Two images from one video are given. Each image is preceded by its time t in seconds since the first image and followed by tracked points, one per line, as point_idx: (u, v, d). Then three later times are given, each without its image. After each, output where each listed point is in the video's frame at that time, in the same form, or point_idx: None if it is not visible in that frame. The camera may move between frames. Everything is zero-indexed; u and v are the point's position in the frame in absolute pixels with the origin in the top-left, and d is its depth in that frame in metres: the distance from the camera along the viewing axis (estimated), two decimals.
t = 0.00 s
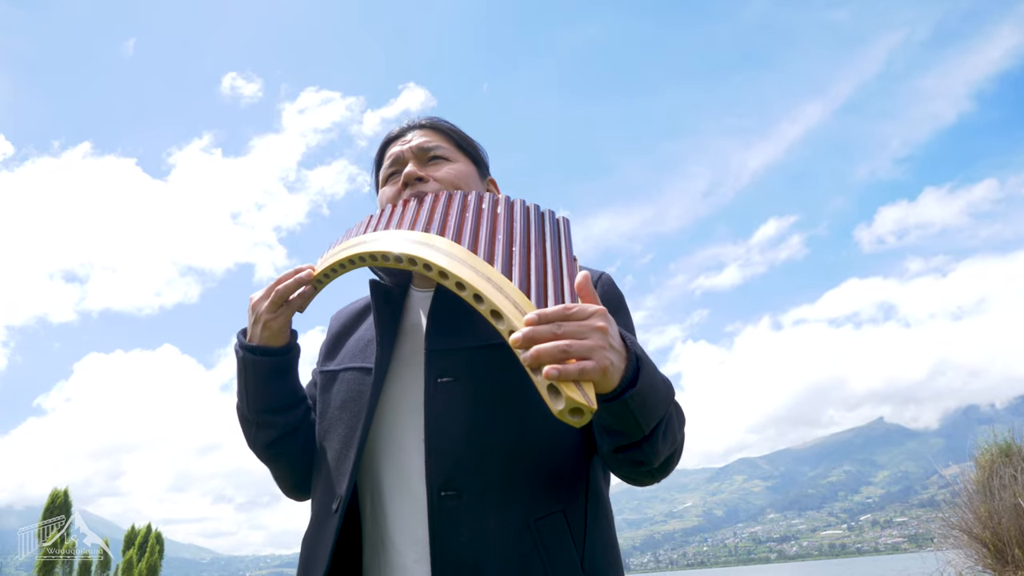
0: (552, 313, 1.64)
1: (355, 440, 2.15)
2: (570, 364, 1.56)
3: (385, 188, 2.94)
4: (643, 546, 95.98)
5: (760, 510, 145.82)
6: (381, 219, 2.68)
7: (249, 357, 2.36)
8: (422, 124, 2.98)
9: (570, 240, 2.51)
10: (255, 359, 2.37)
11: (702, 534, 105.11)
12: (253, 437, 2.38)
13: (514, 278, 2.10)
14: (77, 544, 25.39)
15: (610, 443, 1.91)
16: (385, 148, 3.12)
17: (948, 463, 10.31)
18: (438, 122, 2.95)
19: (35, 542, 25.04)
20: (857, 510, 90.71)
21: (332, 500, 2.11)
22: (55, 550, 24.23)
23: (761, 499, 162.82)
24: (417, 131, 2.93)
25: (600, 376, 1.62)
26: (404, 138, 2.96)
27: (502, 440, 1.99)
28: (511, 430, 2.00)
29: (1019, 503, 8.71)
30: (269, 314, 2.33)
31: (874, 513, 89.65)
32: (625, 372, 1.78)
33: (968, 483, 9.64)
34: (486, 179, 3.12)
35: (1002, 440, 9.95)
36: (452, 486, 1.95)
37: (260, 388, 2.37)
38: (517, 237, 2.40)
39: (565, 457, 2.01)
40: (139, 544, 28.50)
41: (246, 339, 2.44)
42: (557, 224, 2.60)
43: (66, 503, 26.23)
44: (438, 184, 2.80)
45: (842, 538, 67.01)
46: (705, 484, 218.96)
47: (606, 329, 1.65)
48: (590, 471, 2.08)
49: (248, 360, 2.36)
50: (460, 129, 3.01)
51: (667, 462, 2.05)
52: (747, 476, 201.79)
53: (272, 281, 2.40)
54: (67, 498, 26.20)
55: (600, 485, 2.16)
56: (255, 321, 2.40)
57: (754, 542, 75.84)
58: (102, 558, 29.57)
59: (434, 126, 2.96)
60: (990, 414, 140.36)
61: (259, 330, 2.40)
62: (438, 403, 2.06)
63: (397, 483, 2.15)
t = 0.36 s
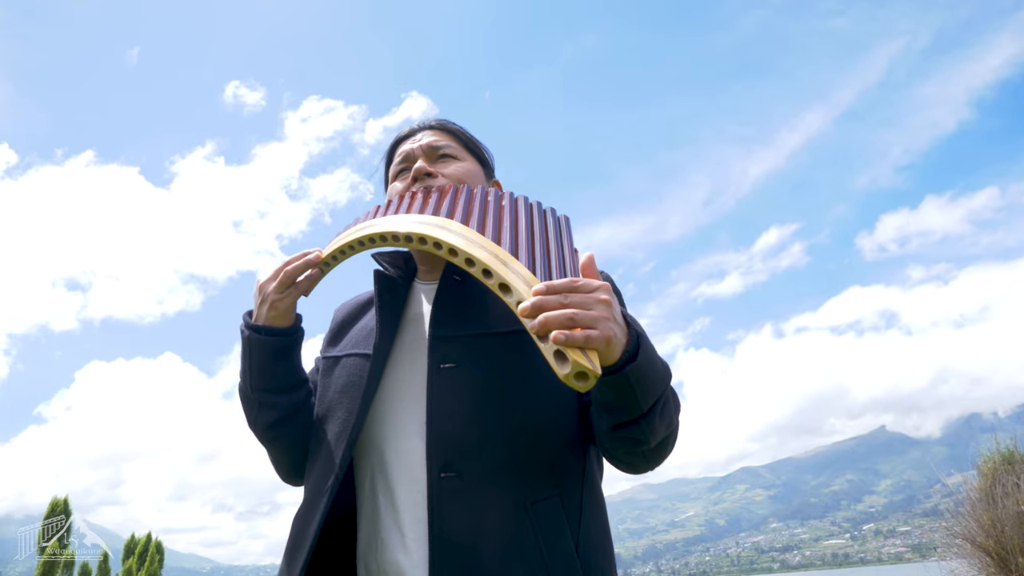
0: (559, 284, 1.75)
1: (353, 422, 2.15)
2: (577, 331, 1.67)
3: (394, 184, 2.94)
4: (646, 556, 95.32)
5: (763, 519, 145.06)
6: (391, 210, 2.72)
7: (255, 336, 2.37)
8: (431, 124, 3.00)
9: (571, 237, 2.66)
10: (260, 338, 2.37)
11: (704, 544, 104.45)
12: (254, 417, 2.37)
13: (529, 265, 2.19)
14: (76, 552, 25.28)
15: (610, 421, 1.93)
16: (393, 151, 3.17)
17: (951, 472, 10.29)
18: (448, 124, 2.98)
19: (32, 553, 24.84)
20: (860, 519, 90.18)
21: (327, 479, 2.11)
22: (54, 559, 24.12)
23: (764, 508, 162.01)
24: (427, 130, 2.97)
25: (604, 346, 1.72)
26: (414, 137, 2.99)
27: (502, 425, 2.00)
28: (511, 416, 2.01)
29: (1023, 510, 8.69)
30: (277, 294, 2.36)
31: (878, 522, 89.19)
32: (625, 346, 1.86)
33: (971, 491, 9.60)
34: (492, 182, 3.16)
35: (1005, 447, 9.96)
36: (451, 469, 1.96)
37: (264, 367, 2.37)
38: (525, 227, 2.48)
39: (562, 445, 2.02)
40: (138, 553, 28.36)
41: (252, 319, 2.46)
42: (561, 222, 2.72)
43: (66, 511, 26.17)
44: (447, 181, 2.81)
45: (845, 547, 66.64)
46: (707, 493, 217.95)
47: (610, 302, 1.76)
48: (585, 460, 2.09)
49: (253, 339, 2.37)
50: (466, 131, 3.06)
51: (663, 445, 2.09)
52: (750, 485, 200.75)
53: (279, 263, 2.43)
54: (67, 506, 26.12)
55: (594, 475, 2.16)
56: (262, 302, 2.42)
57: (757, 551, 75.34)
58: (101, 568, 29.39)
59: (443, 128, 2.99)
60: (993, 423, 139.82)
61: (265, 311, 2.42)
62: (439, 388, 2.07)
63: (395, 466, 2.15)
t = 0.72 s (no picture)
0: (566, 288, 1.80)
1: (361, 424, 2.16)
2: (584, 333, 1.71)
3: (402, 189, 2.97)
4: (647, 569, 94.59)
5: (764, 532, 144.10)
6: (398, 213, 2.74)
7: (264, 335, 2.38)
8: (440, 131, 3.05)
9: (576, 241, 2.71)
10: (271, 338, 2.38)
11: (706, 557, 103.74)
12: (262, 416, 2.38)
13: (537, 267, 2.24)
14: (72, 563, 25.11)
15: (613, 423, 1.94)
16: (401, 156, 3.21)
17: (951, 484, 10.27)
18: (456, 130, 3.02)
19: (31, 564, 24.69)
20: (862, 532, 89.59)
21: (340, 480, 2.12)
22: (49, 569, 23.95)
23: (765, 521, 161.00)
24: (435, 136, 3.01)
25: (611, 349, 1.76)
26: (423, 143, 3.02)
27: (507, 426, 2.02)
28: (516, 417, 2.03)
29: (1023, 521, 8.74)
30: (288, 294, 2.38)
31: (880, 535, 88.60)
32: (630, 349, 1.89)
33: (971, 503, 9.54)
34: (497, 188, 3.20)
35: (1004, 459, 9.95)
36: (456, 468, 1.96)
37: (273, 366, 2.38)
38: (532, 231, 2.53)
39: (565, 447, 2.03)
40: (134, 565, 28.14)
41: (260, 319, 2.46)
42: (566, 228, 2.77)
43: (63, 522, 26.03)
44: (455, 186, 2.85)
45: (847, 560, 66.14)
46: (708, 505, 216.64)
47: (617, 307, 1.80)
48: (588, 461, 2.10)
49: (264, 338, 2.37)
50: (474, 137, 3.09)
51: (663, 448, 2.09)
52: (751, 498, 199.59)
53: (290, 264, 2.45)
54: (64, 517, 25.97)
55: (595, 476, 2.17)
56: (271, 302, 2.43)
57: (759, 564, 74.78)
58: None
59: (452, 135, 3.03)
60: (995, 434, 139.38)
61: (275, 310, 2.43)
62: (446, 389, 2.08)
63: (402, 468, 2.16)
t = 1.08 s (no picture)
0: (579, 292, 1.82)
1: (371, 428, 2.16)
2: (598, 338, 1.73)
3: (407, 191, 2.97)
4: None
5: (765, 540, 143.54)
6: (404, 216, 2.74)
7: (273, 339, 2.37)
8: (445, 133, 3.04)
9: (583, 246, 2.73)
10: (279, 341, 2.38)
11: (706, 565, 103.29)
12: (271, 419, 2.38)
13: (547, 272, 2.26)
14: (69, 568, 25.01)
15: (623, 424, 1.95)
16: (406, 158, 3.20)
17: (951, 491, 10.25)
18: (462, 133, 3.02)
19: (28, 567, 24.58)
20: (863, 540, 89.23)
21: (350, 483, 2.12)
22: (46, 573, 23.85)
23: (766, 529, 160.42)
24: (441, 139, 3.01)
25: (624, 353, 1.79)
26: (428, 146, 3.02)
27: (516, 427, 2.01)
28: (524, 418, 2.03)
29: None
30: (296, 298, 2.37)
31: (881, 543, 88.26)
32: (642, 352, 1.89)
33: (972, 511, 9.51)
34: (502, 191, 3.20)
35: (1005, 466, 9.93)
36: (466, 471, 1.96)
37: (282, 369, 2.37)
38: (540, 236, 2.55)
39: (573, 447, 2.03)
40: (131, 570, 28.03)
41: (269, 322, 2.45)
42: (570, 231, 2.79)
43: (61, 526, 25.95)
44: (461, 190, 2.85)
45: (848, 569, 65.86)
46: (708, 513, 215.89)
47: (629, 311, 1.82)
48: (595, 462, 2.10)
49: (272, 342, 2.37)
50: (479, 140, 3.09)
51: (671, 450, 2.08)
52: (751, 506, 198.92)
53: (298, 268, 2.43)
54: (61, 521, 25.88)
55: (601, 475, 2.17)
56: (279, 306, 2.42)
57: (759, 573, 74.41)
58: None
59: (457, 137, 3.03)
60: (996, 442, 139.09)
61: (283, 314, 2.42)
62: (454, 391, 2.08)
63: (412, 470, 2.16)
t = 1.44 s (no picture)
0: (595, 288, 1.83)
1: (380, 422, 2.17)
2: (616, 334, 1.74)
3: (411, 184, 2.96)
4: None
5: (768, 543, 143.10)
6: (412, 209, 2.74)
7: (285, 329, 2.39)
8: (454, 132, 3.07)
9: (598, 232, 2.71)
10: (291, 331, 2.39)
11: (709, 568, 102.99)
12: (279, 410, 2.39)
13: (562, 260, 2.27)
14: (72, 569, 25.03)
15: (643, 415, 1.97)
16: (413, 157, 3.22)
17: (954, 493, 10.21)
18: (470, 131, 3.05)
19: (31, 568, 24.60)
20: (867, 543, 88.90)
21: (361, 477, 2.13)
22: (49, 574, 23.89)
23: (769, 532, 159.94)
24: (449, 136, 3.03)
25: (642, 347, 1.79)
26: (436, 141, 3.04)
27: (524, 417, 2.02)
28: (533, 407, 2.03)
29: None
30: (309, 288, 2.38)
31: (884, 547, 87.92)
32: (660, 344, 1.89)
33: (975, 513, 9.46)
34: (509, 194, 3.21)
35: (1008, 468, 9.88)
36: (475, 460, 1.96)
37: (293, 359, 2.38)
38: (554, 225, 2.55)
39: (583, 435, 2.04)
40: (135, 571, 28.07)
41: (281, 313, 2.46)
42: (582, 214, 2.79)
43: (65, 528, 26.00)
44: (463, 180, 2.84)
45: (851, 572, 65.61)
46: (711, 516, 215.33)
47: (646, 305, 1.83)
48: (603, 449, 2.11)
49: (285, 331, 2.38)
50: (486, 138, 3.11)
51: (690, 436, 2.10)
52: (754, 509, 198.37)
53: (312, 260, 2.44)
54: (65, 523, 25.93)
55: (610, 460, 2.19)
56: (292, 297, 2.43)
57: None
58: None
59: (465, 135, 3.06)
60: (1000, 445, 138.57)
61: (296, 305, 2.43)
62: (462, 380, 2.08)
63: (422, 462, 2.16)
